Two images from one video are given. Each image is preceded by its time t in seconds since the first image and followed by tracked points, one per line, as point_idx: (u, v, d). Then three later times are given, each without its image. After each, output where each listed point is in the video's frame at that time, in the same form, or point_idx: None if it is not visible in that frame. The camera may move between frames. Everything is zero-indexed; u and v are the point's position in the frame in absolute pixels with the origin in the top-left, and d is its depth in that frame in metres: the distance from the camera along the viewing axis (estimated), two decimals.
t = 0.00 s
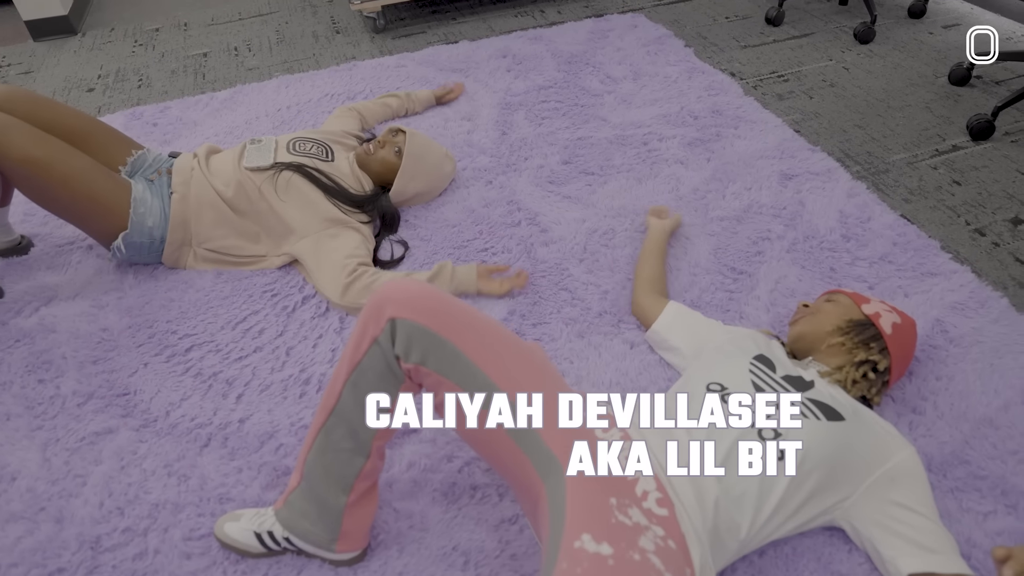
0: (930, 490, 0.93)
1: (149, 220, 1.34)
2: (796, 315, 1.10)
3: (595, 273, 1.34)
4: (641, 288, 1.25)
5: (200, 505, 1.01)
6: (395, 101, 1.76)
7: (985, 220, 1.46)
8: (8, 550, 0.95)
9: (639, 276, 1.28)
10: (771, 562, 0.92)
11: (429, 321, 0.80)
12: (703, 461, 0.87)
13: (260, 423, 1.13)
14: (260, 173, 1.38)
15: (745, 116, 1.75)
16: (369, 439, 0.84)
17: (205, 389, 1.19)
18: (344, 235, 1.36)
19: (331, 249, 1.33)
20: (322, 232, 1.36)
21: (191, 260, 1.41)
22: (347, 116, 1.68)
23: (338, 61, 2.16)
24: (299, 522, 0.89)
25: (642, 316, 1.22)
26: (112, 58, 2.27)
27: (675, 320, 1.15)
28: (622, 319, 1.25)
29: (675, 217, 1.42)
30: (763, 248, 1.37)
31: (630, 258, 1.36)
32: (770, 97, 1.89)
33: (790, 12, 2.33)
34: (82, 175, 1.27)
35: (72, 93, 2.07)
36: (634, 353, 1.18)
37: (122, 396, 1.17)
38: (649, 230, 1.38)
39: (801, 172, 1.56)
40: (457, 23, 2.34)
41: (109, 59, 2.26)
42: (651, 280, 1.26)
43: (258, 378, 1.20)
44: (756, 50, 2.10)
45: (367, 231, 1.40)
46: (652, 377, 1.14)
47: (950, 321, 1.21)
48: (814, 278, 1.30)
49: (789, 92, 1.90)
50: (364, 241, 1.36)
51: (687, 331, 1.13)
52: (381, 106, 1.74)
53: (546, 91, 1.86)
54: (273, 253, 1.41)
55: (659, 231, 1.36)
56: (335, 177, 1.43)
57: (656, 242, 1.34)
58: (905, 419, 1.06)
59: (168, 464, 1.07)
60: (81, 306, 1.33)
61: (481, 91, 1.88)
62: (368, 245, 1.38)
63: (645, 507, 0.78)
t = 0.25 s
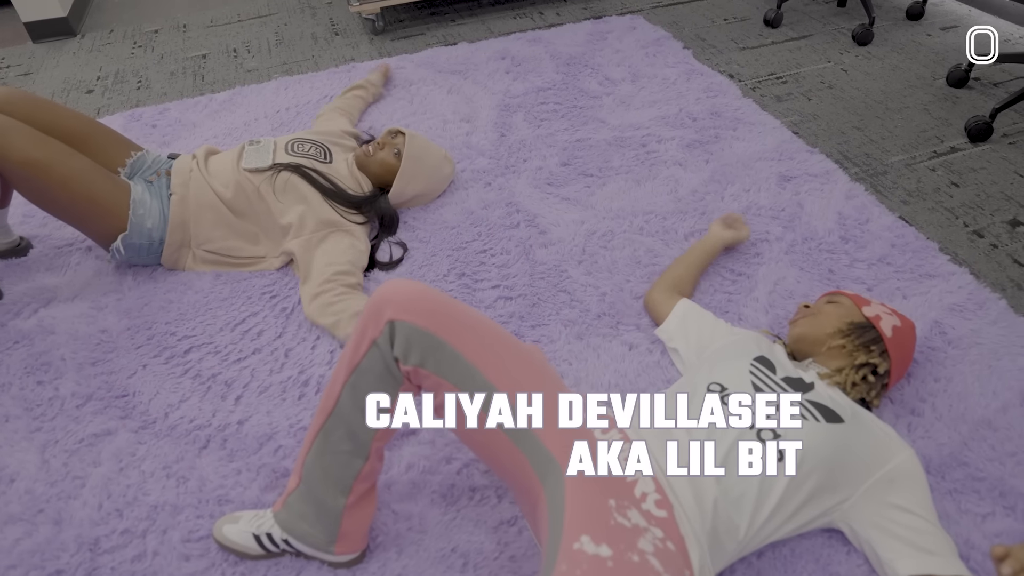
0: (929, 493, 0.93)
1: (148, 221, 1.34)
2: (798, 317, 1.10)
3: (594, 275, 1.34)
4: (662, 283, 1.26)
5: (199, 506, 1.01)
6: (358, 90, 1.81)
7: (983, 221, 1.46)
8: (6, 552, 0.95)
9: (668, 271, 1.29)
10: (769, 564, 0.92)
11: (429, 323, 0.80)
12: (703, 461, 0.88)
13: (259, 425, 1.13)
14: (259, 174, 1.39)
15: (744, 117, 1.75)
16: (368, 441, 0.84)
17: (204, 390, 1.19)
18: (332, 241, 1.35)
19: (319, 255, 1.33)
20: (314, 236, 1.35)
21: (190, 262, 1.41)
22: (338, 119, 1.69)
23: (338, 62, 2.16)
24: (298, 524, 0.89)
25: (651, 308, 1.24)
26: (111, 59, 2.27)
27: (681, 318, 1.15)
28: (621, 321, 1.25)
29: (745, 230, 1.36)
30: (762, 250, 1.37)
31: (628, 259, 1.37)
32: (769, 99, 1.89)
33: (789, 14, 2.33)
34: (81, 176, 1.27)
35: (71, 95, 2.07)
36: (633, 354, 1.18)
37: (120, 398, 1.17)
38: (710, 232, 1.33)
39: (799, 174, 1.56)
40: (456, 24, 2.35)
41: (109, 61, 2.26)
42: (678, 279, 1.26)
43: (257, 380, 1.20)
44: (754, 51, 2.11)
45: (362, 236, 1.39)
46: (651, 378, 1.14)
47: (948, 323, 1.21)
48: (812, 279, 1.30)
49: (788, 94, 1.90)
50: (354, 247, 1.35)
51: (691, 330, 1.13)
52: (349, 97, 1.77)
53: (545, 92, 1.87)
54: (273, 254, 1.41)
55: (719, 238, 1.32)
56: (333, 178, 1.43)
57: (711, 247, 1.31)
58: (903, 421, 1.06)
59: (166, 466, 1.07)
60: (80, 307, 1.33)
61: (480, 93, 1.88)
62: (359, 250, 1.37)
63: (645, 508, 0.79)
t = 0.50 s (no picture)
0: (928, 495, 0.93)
1: (147, 223, 1.34)
2: (798, 320, 1.11)
3: (593, 276, 1.34)
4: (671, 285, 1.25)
5: (198, 508, 1.01)
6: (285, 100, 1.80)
7: (982, 223, 1.46)
8: (4, 554, 0.95)
9: (681, 272, 1.27)
10: (768, 565, 0.92)
11: (429, 322, 0.80)
12: (703, 461, 0.88)
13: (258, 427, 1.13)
14: (257, 175, 1.39)
15: (743, 119, 1.75)
16: (367, 442, 0.84)
17: (203, 392, 1.18)
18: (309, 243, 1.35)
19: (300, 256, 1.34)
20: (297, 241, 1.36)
21: (189, 263, 1.41)
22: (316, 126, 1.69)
23: (337, 63, 2.16)
24: (297, 524, 0.88)
25: (652, 308, 1.24)
26: (110, 60, 2.27)
27: (682, 319, 1.15)
28: (620, 322, 1.25)
29: (773, 252, 1.35)
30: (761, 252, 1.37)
31: (628, 261, 1.37)
32: (768, 100, 1.89)
33: (788, 15, 2.34)
34: (80, 177, 1.27)
35: (70, 96, 2.07)
36: (632, 356, 1.18)
37: (119, 399, 1.17)
38: (737, 244, 1.33)
39: (799, 175, 1.56)
40: (456, 26, 2.35)
41: (108, 61, 2.26)
42: (688, 282, 1.26)
43: (256, 381, 1.20)
44: (754, 53, 2.11)
45: (342, 233, 1.38)
46: (650, 380, 1.14)
47: (948, 325, 1.21)
48: (812, 281, 1.30)
49: (787, 96, 1.91)
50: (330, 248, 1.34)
51: (691, 332, 1.13)
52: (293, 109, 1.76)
53: (544, 94, 1.87)
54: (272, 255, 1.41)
55: (744, 252, 1.31)
56: (331, 179, 1.42)
57: (733, 259, 1.30)
58: (903, 423, 1.06)
59: (165, 467, 1.07)
60: (79, 309, 1.33)
61: (479, 94, 1.88)
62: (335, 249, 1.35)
63: (642, 508, 0.78)
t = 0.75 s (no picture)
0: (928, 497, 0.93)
1: (147, 223, 1.34)
2: (799, 323, 1.11)
3: (593, 278, 1.34)
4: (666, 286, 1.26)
5: (197, 509, 1.01)
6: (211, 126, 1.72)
7: (982, 225, 1.46)
8: (3, 555, 0.95)
9: (674, 273, 1.28)
10: (768, 567, 0.92)
11: (430, 323, 0.80)
12: (703, 461, 0.88)
13: (258, 428, 1.13)
14: (257, 176, 1.39)
15: (743, 121, 1.75)
16: (367, 442, 0.84)
17: (203, 393, 1.18)
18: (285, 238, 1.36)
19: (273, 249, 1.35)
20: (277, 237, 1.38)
21: (188, 264, 1.41)
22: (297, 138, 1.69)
23: (337, 64, 2.16)
24: (297, 525, 0.88)
25: (652, 311, 1.24)
26: (110, 61, 2.27)
27: (683, 320, 1.16)
28: (620, 324, 1.25)
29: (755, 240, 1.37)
30: (761, 253, 1.37)
31: (628, 262, 1.36)
32: (768, 102, 1.89)
33: (788, 17, 2.34)
34: (79, 178, 1.27)
35: (69, 96, 2.07)
36: (632, 358, 1.18)
37: (119, 400, 1.17)
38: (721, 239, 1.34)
39: (799, 177, 1.56)
40: (456, 27, 2.35)
41: (108, 62, 2.26)
42: (683, 281, 1.26)
43: (255, 382, 1.20)
44: (753, 54, 2.11)
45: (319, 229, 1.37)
46: (650, 382, 1.14)
47: (947, 327, 1.21)
48: (812, 283, 1.30)
49: (787, 97, 1.91)
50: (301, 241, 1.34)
51: (692, 334, 1.13)
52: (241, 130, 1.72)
53: (544, 95, 1.87)
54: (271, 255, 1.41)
55: (729, 244, 1.33)
56: (329, 179, 1.43)
57: (719, 253, 1.31)
58: (903, 425, 1.06)
59: (165, 468, 1.07)
60: (78, 309, 1.33)
61: (479, 95, 1.88)
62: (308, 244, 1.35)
63: (641, 509, 0.78)
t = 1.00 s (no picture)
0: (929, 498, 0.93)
1: (146, 224, 1.34)
2: (799, 325, 1.11)
3: (593, 279, 1.34)
4: (654, 287, 1.26)
5: (197, 511, 1.01)
6: (156, 155, 1.63)
7: (982, 226, 1.46)
8: (3, 557, 0.95)
9: (659, 274, 1.29)
10: (769, 569, 0.92)
11: (430, 323, 0.80)
12: (703, 461, 0.87)
13: (258, 430, 1.12)
14: (255, 178, 1.39)
15: (743, 122, 1.75)
16: (367, 443, 0.84)
17: (203, 395, 1.18)
18: (267, 230, 1.36)
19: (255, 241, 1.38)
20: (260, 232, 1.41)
21: (187, 266, 1.41)
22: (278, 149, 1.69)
23: (337, 65, 2.16)
24: (297, 527, 0.88)
25: (650, 314, 1.24)
26: (109, 62, 2.27)
27: (682, 323, 1.15)
28: (620, 325, 1.25)
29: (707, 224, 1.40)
30: (761, 255, 1.37)
31: (627, 264, 1.36)
32: (767, 103, 1.89)
33: (787, 18, 2.34)
34: (79, 179, 1.27)
35: (69, 97, 2.07)
36: (632, 359, 1.18)
37: (118, 402, 1.17)
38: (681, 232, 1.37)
39: (798, 178, 1.56)
40: (455, 28, 2.35)
41: (108, 63, 2.26)
42: (670, 280, 1.27)
43: (255, 385, 1.20)
44: (753, 56, 2.11)
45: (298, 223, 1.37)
46: (650, 383, 1.14)
47: (947, 328, 1.21)
48: (812, 284, 1.30)
49: (786, 99, 1.91)
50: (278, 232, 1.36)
51: (691, 336, 1.13)
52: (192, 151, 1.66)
53: (544, 96, 1.87)
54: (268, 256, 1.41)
55: (692, 235, 1.35)
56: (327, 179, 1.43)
57: (685, 245, 1.34)
58: (903, 427, 1.06)
59: (164, 470, 1.06)
60: (78, 311, 1.33)
61: (479, 96, 1.88)
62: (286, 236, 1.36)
63: (638, 506, 0.78)
